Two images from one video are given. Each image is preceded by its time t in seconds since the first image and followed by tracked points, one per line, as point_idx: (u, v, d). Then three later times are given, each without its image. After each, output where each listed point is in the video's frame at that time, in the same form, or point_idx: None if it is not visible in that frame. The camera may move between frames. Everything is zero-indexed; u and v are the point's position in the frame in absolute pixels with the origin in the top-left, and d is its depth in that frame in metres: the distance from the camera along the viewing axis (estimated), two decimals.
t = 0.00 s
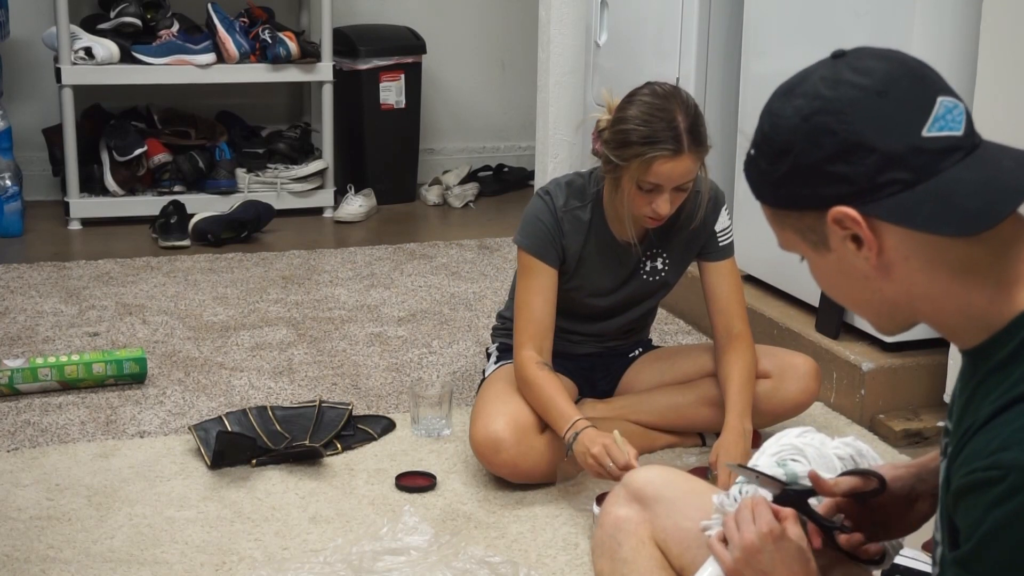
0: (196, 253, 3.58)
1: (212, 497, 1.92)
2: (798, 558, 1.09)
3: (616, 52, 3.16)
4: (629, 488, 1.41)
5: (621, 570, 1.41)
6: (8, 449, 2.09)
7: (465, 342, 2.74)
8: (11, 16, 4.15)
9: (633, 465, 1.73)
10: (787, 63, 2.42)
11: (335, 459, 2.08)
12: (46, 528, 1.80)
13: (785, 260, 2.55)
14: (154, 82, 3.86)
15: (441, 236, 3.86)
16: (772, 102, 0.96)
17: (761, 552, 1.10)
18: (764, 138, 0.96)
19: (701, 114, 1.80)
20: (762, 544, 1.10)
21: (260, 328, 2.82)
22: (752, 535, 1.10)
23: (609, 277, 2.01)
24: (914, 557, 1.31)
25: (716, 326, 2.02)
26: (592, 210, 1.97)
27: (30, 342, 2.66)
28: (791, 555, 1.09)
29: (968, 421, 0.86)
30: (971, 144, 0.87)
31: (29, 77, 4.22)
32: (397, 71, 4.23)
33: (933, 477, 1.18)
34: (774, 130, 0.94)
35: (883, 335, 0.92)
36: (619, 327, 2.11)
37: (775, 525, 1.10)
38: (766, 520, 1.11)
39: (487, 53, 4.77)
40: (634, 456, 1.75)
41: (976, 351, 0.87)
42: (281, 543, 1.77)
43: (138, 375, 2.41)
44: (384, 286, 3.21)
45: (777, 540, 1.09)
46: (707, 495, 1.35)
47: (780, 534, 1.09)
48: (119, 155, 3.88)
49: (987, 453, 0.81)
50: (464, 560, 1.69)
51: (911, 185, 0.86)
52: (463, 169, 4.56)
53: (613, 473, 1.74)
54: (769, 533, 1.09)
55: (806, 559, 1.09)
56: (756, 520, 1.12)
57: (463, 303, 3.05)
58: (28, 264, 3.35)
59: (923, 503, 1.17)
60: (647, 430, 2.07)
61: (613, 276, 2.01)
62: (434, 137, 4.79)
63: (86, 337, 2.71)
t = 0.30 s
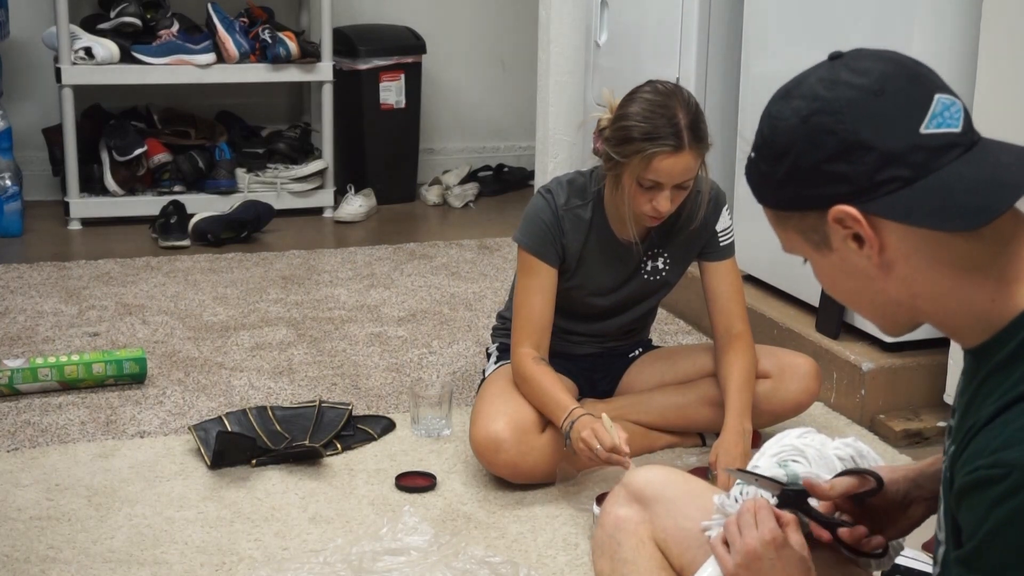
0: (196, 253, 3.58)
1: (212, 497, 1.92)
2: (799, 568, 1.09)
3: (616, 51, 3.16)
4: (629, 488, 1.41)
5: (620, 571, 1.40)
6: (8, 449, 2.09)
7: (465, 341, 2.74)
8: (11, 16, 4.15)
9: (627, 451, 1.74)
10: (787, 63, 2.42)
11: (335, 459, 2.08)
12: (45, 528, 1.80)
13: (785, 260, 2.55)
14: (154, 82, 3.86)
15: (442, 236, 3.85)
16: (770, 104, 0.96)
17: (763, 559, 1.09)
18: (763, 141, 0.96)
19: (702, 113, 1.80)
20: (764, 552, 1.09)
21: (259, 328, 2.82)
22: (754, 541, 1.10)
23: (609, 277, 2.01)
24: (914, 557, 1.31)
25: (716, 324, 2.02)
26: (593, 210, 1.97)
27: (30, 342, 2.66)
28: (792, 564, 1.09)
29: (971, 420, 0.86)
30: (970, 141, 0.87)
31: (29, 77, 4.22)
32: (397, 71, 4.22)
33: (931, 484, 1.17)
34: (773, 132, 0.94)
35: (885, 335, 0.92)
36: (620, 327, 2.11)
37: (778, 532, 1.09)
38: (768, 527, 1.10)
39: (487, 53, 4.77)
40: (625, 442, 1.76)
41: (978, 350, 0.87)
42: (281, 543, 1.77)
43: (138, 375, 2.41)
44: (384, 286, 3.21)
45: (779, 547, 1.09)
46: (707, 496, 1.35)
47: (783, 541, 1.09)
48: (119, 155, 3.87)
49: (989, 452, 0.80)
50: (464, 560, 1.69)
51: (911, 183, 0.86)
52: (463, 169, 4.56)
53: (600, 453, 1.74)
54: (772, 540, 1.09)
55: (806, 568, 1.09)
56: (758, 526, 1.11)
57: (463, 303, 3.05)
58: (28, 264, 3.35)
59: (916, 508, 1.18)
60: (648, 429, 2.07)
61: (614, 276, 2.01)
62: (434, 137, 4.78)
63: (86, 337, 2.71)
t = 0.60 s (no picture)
0: (196, 253, 3.58)
1: (212, 497, 1.92)
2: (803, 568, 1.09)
3: (616, 51, 3.16)
4: (630, 488, 1.41)
5: (620, 571, 1.40)
6: (8, 449, 2.09)
7: (465, 341, 2.74)
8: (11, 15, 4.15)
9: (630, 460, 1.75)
10: (787, 63, 2.42)
11: (335, 459, 2.08)
12: (45, 528, 1.80)
13: (785, 261, 2.55)
14: (154, 82, 3.86)
15: (442, 236, 3.85)
16: (770, 106, 0.96)
17: (768, 562, 1.09)
18: (763, 142, 0.96)
19: (697, 102, 1.80)
20: (769, 555, 1.09)
21: (259, 328, 2.82)
22: (758, 544, 1.10)
23: (609, 276, 2.01)
24: (915, 557, 1.31)
25: (716, 324, 2.02)
26: (592, 207, 1.97)
27: (30, 342, 2.66)
28: (796, 564, 1.09)
29: (971, 421, 0.86)
30: (971, 141, 0.88)
31: (29, 77, 4.22)
32: (397, 71, 4.22)
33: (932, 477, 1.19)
34: (773, 133, 0.94)
35: (886, 336, 0.92)
36: (620, 327, 2.11)
37: (782, 534, 1.09)
38: (772, 529, 1.10)
39: (487, 53, 4.77)
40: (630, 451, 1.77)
41: (979, 350, 0.87)
42: (281, 543, 1.77)
43: (138, 375, 2.41)
44: (384, 286, 3.21)
45: (783, 549, 1.09)
46: (708, 496, 1.35)
47: (786, 543, 1.09)
48: (119, 155, 3.87)
49: (990, 453, 0.80)
50: (464, 560, 1.69)
51: (913, 183, 0.86)
52: (463, 169, 4.56)
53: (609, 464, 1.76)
54: (774, 542, 1.09)
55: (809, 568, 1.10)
56: (761, 528, 1.11)
57: (463, 303, 3.05)
58: (28, 264, 3.35)
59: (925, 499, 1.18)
60: (647, 430, 2.07)
61: (614, 274, 2.01)
62: (434, 137, 4.79)
63: (86, 338, 2.71)
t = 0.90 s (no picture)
0: (196, 253, 3.58)
1: (212, 497, 1.92)
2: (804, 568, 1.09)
3: (616, 51, 3.16)
4: (629, 488, 1.41)
5: (620, 571, 1.40)
6: (8, 449, 2.09)
7: (465, 341, 2.74)
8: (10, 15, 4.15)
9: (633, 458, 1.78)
10: (787, 63, 2.42)
11: (335, 459, 2.08)
12: (45, 528, 1.80)
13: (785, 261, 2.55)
14: (154, 82, 3.86)
15: (442, 236, 3.85)
16: (768, 109, 0.96)
17: (768, 561, 1.09)
18: (762, 146, 0.96)
19: (703, 105, 1.81)
20: (768, 554, 1.09)
21: (259, 328, 2.82)
22: (757, 542, 1.10)
23: (608, 273, 2.01)
24: (915, 557, 1.31)
25: (716, 324, 2.02)
26: (592, 203, 1.97)
27: (30, 342, 2.66)
28: (796, 565, 1.09)
29: (973, 423, 0.86)
30: (971, 144, 0.87)
31: (29, 78, 4.22)
32: (397, 71, 4.22)
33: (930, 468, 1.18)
34: (772, 137, 0.94)
35: (886, 339, 0.92)
36: (619, 326, 2.11)
37: (780, 532, 1.09)
38: (771, 528, 1.10)
39: (487, 53, 4.77)
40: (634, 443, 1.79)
41: (980, 353, 0.87)
42: (281, 543, 1.77)
43: (138, 375, 2.41)
44: (384, 286, 3.21)
45: (782, 547, 1.09)
46: (708, 496, 1.35)
47: (786, 541, 1.09)
48: (119, 155, 3.87)
49: (992, 457, 0.80)
50: (464, 560, 1.69)
51: (914, 186, 0.86)
52: (463, 169, 4.56)
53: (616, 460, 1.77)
54: (774, 541, 1.09)
55: (810, 568, 1.09)
56: (759, 528, 1.12)
57: (463, 303, 3.05)
58: (28, 264, 3.35)
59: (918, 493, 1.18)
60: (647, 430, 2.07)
61: (613, 272, 2.01)
62: (435, 137, 4.78)
63: (86, 337, 2.71)
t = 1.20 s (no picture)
0: (196, 253, 3.58)
1: (212, 497, 1.92)
2: (790, 524, 1.08)
3: (616, 51, 3.16)
4: (629, 488, 1.41)
5: (620, 571, 1.40)
6: (8, 449, 2.09)
7: (465, 341, 2.74)
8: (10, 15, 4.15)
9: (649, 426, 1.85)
10: (786, 63, 2.42)
11: (335, 459, 2.08)
12: (45, 528, 1.80)
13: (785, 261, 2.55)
14: (153, 83, 3.86)
15: (442, 236, 3.85)
16: (763, 111, 0.96)
17: (750, 522, 1.09)
18: (758, 147, 0.96)
19: (716, 112, 1.80)
20: (750, 516, 1.09)
21: (259, 328, 2.82)
22: (738, 508, 1.10)
23: (610, 272, 2.01)
24: (915, 557, 1.31)
25: (715, 323, 2.02)
26: (595, 201, 1.97)
27: (30, 342, 2.66)
28: (781, 522, 1.08)
29: (970, 422, 0.86)
30: (966, 144, 0.87)
31: (30, 77, 4.22)
32: (397, 71, 4.22)
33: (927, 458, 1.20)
34: (768, 137, 0.94)
35: (883, 339, 0.92)
36: (619, 325, 2.11)
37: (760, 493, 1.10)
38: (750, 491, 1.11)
39: (487, 53, 4.77)
40: (647, 419, 1.86)
41: (977, 351, 0.87)
42: (281, 543, 1.77)
43: (138, 375, 2.41)
44: (384, 286, 3.21)
45: (763, 507, 1.09)
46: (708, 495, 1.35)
47: (763, 500, 1.09)
48: (119, 155, 3.87)
49: (987, 455, 0.80)
50: (464, 560, 1.69)
51: (909, 187, 0.86)
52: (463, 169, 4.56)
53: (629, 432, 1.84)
54: (752, 502, 1.09)
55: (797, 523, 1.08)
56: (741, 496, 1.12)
57: (463, 303, 3.05)
58: (28, 264, 3.35)
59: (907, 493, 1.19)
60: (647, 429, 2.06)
61: (614, 270, 2.01)
62: (435, 137, 4.78)
63: (86, 337, 2.71)
